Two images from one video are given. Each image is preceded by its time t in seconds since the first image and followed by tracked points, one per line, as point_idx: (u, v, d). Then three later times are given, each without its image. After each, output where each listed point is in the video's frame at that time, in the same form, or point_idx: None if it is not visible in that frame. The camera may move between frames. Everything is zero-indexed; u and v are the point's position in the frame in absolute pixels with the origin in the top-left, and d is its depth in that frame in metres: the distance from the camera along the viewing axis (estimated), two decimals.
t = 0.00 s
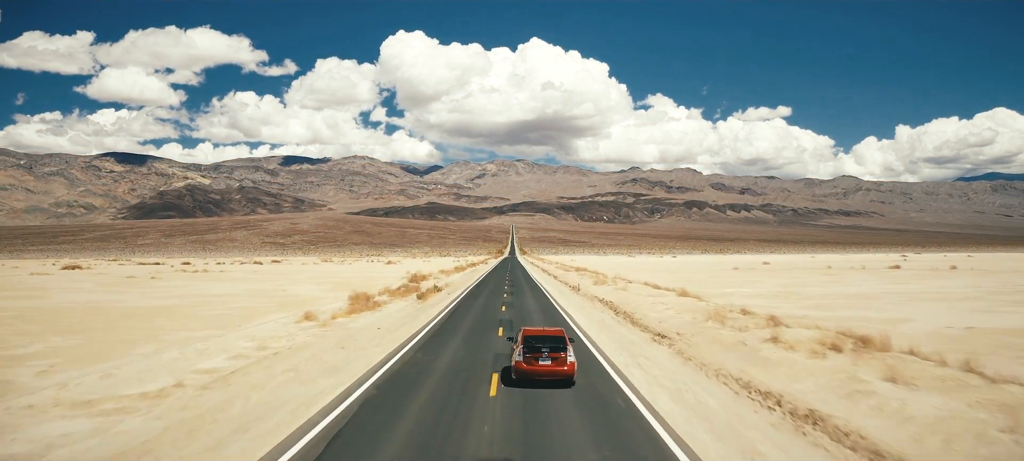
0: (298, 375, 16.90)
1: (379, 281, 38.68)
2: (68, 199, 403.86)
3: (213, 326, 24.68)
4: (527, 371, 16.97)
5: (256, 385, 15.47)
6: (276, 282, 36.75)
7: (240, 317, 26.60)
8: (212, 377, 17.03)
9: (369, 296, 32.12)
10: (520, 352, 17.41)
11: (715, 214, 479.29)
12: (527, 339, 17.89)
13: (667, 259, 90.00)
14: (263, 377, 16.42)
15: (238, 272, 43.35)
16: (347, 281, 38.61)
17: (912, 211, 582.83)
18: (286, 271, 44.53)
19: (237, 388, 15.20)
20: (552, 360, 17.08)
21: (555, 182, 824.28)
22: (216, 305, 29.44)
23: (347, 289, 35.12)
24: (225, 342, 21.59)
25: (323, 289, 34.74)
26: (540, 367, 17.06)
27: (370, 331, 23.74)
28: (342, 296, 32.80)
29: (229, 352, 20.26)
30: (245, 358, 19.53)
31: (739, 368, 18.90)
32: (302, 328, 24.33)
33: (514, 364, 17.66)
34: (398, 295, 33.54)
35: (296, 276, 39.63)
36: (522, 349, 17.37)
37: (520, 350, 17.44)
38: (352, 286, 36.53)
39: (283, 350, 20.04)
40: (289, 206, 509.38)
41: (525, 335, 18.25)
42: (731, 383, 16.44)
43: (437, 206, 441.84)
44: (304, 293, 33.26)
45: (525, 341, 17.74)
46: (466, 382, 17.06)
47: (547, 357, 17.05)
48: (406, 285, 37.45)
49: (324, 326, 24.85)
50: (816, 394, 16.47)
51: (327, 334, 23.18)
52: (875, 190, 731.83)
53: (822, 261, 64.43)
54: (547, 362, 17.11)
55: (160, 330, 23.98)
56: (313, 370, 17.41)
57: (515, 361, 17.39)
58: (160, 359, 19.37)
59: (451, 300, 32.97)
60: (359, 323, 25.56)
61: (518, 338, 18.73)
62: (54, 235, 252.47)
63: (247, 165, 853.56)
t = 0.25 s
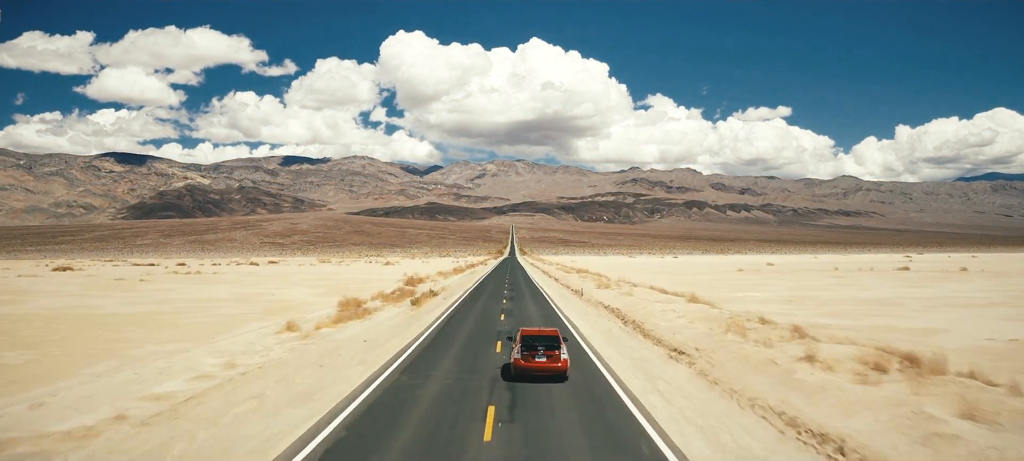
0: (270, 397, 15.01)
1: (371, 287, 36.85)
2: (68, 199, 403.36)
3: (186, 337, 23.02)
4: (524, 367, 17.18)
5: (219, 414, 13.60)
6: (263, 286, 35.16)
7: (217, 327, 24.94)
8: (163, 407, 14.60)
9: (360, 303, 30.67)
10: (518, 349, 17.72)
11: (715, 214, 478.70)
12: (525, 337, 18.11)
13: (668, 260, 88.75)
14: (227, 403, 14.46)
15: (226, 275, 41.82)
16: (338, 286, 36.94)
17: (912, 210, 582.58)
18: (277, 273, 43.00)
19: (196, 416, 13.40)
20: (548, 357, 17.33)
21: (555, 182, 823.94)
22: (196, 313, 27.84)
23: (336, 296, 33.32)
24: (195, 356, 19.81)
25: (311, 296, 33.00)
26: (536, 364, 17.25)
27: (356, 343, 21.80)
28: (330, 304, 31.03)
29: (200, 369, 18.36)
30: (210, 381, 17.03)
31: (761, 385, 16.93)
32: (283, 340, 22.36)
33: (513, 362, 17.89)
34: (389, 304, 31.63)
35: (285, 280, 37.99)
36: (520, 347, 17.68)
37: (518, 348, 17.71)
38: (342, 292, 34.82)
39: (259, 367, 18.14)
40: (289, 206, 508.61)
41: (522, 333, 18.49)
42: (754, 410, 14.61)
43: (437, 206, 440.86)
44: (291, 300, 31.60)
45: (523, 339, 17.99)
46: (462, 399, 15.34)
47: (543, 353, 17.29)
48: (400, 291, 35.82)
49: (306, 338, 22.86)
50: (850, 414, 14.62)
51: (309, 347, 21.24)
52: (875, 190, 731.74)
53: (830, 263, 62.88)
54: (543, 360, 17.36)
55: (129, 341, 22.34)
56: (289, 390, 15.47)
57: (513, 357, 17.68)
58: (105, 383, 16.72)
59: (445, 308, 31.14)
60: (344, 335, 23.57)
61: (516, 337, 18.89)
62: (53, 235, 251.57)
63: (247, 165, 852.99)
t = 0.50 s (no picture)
0: (232, 423, 12.72)
1: (362, 292, 34.72)
2: (67, 199, 402.82)
3: (153, 347, 20.97)
4: (522, 363, 17.99)
5: (167, 446, 11.39)
6: (248, 292, 33.21)
7: (190, 336, 22.94)
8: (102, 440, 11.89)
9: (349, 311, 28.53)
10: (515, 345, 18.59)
11: (715, 214, 478.57)
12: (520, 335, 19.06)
13: (670, 260, 87.27)
14: (177, 432, 12.18)
15: (212, 277, 39.93)
16: (328, 291, 34.88)
17: (911, 211, 583.28)
18: (266, 276, 41.12)
19: (140, 453, 11.06)
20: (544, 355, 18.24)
21: (555, 182, 823.66)
22: (171, 320, 25.92)
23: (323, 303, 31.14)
24: (156, 370, 17.59)
25: (298, 303, 30.94)
26: (533, 360, 18.08)
27: (340, 356, 19.46)
28: (316, 311, 28.88)
29: (160, 384, 16.14)
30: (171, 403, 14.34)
31: (798, 404, 14.79)
32: (259, 352, 20.00)
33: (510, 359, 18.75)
34: (380, 313, 29.36)
35: (272, 284, 35.99)
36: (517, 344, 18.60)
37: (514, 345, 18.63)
38: (330, 298, 32.75)
39: (226, 384, 15.84)
40: (289, 207, 507.51)
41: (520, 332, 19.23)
42: (797, 436, 12.48)
43: (437, 206, 440.21)
44: (275, 308, 29.55)
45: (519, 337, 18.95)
46: (459, 422, 13.18)
47: (540, 350, 18.10)
48: (392, 296, 33.90)
49: (285, 349, 20.48)
50: (908, 440, 12.53)
51: (287, 361, 18.88)
52: (875, 190, 732.27)
53: (837, 263, 61.35)
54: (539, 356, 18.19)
55: (89, 351, 20.34)
56: (258, 414, 13.16)
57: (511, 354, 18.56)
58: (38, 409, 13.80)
59: (441, 317, 28.94)
60: (328, 346, 21.20)
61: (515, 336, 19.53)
62: (51, 236, 250.38)
63: (247, 166, 852.68)
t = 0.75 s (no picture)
0: None
1: (353, 298, 33.22)
2: (67, 199, 401.98)
3: (122, 361, 19.53)
4: (520, 360, 19.58)
5: None
6: (234, 298, 31.86)
7: (165, 348, 21.53)
8: None
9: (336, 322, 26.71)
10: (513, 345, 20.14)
11: (715, 214, 477.90)
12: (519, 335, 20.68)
13: (673, 261, 86.17)
14: None
15: (201, 279, 38.52)
16: (318, 297, 33.44)
17: (911, 211, 582.79)
18: (257, 278, 39.77)
19: None
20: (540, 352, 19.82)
21: (555, 182, 823.25)
22: (150, 328, 24.55)
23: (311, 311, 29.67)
24: (115, 392, 16.06)
25: (286, 310, 29.54)
26: (530, 357, 19.67)
27: (320, 374, 17.99)
28: (303, 319, 27.43)
29: (111, 411, 14.62)
30: (105, 436, 12.84)
31: (843, 439, 13.16)
32: (231, 371, 18.50)
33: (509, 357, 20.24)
34: (370, 321, 27.84)
35: (260, 289, 34.58)
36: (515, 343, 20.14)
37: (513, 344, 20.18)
38: (320, 304, 31.32)
39: (180, 414, 14.31)
40: (288, 207, 506.81)
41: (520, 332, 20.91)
42: None
43: (436, 206, 439.31)
44: (261, 315, 28.12)
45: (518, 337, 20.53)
46: (447, 451, 11.93)
47: (536, 348, 19.69)
48: (385, 301, 32.61)
49: (261, 366, 18.99)
50: None
51: (260, 381, 17.34)
52: (875, 190, 731.65)
53: (843, 264, 60.15)
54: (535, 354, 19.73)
55: (58, 364, 19.07)
56: (207, 455, 11.67)
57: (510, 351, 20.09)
58: None
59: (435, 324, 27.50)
60: (309, 362, 19.72)
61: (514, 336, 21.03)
62: (51, 236, 249.52)
63: (247, 166, 851.79)
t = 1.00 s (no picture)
0: None
1: (343, 303, 31.69)
2: (66, 199, 401.21)
3: (87, 376, 18.14)
4: (518, 358, 20.73)
5: None
6: (222, 301, 30.56)
7: (139, 359, 20.16)
8: None
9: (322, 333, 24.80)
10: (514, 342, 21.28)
11: (715, 214, 477.40)
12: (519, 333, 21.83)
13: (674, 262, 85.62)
14: None
15: (191, 279, 37.41)
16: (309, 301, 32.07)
17: (912, 211, 582.20)
18: (249, 278, 38.60)
19: None
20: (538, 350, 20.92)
21: (555, 182, 822.86)
22: (126, 337, 23.16)
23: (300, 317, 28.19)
24: (60, 417, 14.46)
25: (274, 316, 28.15)
26: (527, 354, 20.78)
27: (295, 393, 16.53)
28: (289, 328, 25.96)
29: (52, 442, 13.07)
30: None
31: None
32: (201, 390, 17.04)
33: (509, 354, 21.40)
34: (361, 328, 26.34)
35: (247, 292, 33.24)
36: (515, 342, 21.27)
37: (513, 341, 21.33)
38: (312, 309, 29.89)
39: (128, 448, 12.65)
40: (288, 207, 506.12)
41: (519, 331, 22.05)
42: None
43: (436, 206, 438.60)
44: (245, 321, 26.77)
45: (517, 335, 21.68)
46: (453, 448, 12.72)
47: (533, 346, 20.84)
48: (379, 307, 31.12)
49: (233, 384, 17.57)
50: None
51: (228, 405, 15.86)
52: (875, 190, 731.18)
53: (848, 264, 59.36)
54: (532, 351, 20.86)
55: (18, 380, 17.68)
56: None
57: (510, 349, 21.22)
58: None
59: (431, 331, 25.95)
60: (288, 378, 18.31)
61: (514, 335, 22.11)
62: (50, 236, 248.78)
63: (247, 166, 850.97)
